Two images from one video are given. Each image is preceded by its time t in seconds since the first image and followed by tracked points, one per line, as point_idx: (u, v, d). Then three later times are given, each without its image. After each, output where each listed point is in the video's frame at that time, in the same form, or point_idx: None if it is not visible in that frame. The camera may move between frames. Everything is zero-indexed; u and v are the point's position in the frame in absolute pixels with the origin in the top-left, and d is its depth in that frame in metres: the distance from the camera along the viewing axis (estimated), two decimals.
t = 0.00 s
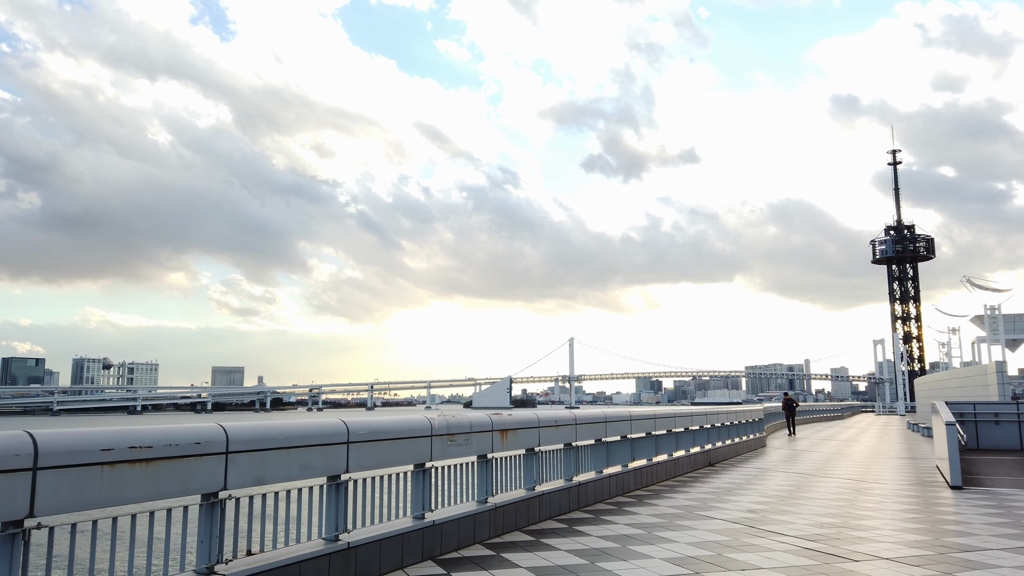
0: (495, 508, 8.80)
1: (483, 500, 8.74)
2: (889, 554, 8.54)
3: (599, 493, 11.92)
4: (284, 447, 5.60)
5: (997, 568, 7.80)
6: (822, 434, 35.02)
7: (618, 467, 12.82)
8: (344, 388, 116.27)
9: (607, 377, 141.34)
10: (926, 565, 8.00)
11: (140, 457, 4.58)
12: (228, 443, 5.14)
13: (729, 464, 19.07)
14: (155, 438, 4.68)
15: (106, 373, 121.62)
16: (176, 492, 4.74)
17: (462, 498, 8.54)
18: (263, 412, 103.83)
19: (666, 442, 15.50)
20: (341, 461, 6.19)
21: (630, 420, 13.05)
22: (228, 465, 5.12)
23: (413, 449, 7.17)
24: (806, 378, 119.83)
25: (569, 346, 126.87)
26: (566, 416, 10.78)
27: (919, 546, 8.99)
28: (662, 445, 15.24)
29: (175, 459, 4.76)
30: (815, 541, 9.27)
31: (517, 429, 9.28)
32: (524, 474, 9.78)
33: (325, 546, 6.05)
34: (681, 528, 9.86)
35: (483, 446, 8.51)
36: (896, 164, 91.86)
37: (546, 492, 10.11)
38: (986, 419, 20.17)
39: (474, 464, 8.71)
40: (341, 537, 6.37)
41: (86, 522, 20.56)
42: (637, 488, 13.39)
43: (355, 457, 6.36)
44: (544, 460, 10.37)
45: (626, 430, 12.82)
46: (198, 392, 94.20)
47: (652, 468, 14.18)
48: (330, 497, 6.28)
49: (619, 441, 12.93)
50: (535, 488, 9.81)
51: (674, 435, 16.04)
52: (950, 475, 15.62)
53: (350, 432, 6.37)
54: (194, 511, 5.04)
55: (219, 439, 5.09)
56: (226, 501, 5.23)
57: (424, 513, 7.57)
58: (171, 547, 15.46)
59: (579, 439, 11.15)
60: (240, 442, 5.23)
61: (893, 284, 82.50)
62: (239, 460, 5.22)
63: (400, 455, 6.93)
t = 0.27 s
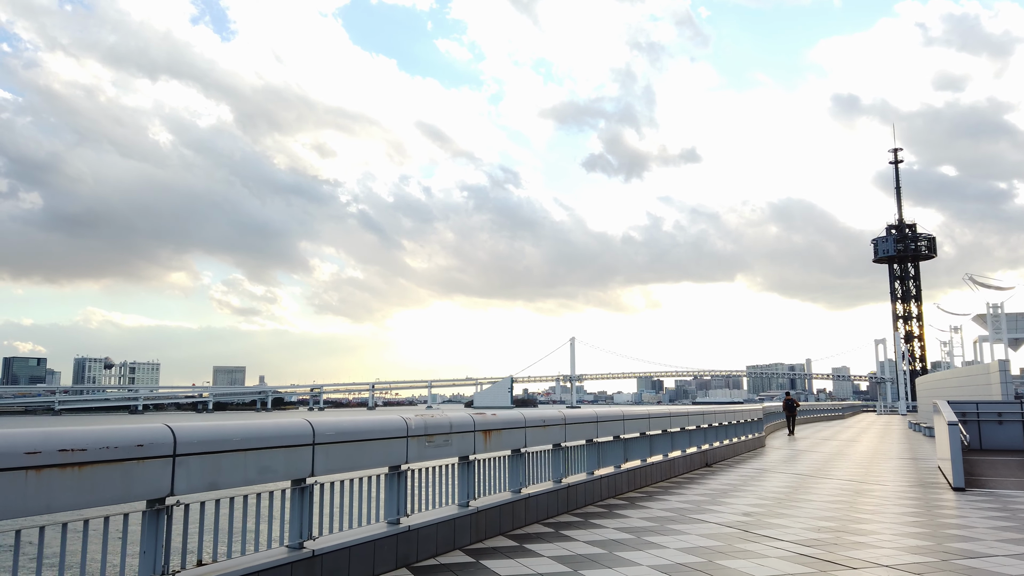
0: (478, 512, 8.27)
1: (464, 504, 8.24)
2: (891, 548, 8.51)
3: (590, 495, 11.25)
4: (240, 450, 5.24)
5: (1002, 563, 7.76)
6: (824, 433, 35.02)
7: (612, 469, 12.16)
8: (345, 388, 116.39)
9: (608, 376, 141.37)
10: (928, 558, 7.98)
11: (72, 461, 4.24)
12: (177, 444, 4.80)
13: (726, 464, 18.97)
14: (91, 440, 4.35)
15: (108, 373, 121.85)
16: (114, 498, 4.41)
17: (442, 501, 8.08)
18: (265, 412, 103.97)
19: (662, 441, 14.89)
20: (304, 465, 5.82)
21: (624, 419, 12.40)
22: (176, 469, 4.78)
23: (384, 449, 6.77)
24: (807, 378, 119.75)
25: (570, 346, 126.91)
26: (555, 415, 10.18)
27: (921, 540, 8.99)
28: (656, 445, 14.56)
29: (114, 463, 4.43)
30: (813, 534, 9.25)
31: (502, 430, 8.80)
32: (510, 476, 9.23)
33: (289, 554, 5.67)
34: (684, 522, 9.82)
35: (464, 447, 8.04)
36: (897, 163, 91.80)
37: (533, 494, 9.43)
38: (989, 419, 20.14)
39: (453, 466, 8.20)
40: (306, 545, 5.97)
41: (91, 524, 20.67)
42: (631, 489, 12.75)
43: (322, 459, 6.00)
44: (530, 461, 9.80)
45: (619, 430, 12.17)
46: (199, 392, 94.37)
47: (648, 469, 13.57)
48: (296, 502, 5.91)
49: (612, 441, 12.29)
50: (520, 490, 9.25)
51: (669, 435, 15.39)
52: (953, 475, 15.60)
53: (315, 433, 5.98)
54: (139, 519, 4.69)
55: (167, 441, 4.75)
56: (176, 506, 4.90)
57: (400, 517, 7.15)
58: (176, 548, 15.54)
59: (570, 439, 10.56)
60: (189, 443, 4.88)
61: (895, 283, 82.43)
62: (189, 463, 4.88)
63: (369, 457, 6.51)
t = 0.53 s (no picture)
0: (461, 522, 7.92)
1: (448, 513, 7.90)
2: (895, 561, 8.30)
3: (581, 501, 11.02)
4: (193, 460, 4.89)
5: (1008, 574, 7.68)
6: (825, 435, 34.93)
7: (605, 474, 12.04)
8: (346, 388, 116.25)
9: (609, 377, 141.24)
10: (933, 569, 7.88)
11: None
12: (121, 455, 4.45)
13: (724, 468, 18.80)
14: (21, 453, 3.98)
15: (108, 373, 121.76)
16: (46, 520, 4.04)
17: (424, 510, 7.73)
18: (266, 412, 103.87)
19: (658, 445, 14.82)
20: (268, 474, 5.43)
21: (618, 422, 12.27)
22: (121, 482, 4.43)
23: (359, 458, 6.38)
24: (809, 379, 119.57)
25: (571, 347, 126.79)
26: (544, 419, 9.89)
27: (923, 552, 8.81)
28: (653, 449, 14.46)
29: (46, 478, 4.08)
30: (813, 546, 9.04)
31: (488, 435, 8.45)
32: (499, 482, 8.96)
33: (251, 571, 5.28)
34: (683, 531, 9.71)
35: (448, 453, 7.69)
36: (898, 162, 91.67)
37: (521, 501, 9.20)
38: (994, 422, 20.07)
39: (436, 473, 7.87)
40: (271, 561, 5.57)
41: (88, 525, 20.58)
42: (624, 494, 12.63)
43: (289, 468, 5.63)
44: (520, 466, 9.53)
45: (613, 434, 12.03)
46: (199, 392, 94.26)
47: (642, 473, 13.45)
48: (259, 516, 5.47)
49: (605, 445, 12.15)
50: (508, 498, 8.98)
51: (667, 438, 15.27)
52: (959, 480, 15.52)
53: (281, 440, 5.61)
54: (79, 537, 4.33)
55: (113, 451, 4.42)
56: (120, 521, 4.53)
57: (376, 529, 6.74)
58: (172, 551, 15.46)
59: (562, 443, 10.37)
60: (135, 455, 4.53)
61: (897, 284, 82.24)
62: (135, 475, 4.53)
63: (342, 465, 6.16)
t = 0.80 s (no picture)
0: (450, 525, 7.80)
1: (436, 515, 7.79)
2: (904, 566, 8.20)
3: (580, 502, 11.01)
4: (153, 460, 4.75)
5: None
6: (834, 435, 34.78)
7: (606, 474, 12.03)
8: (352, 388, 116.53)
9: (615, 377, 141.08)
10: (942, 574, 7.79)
11: None
12: (71, 455, 4.29)
13: (729, 468, 18.75)
14: None
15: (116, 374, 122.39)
16: None
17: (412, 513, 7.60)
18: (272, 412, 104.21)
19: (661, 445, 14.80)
20: (236, 475, 5.29)
21: (618, 421, 12.25)
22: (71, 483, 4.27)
23: (340, 457, 6.27)
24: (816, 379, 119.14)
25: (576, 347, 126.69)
26: (541, 418, 9.87)
27: (938, 556, 8.67)
28: (655, 450, 14.42)
29: None
30: (820, 550, 8.96)
31: (479, 434, 8.38)
32: (493, 483, 8.92)
33: None
34: (684, 533, 9.67)
35: (436, 452, 7.59)
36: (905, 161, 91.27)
37: (515, 502, 9.17)
38: (1006, 422, 19.95)
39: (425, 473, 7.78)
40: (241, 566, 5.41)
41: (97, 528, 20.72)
42: (625, 495, 12.62)
43: (259, 469, 5.48)
44: (514, 466, 9.48)
45: (613, 433, 12.02)
46: (205, 393, 94.61)
47: (644, 474, 13.44)
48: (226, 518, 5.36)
49: (605, 445, 12.14)
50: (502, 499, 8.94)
51: (669, 438, 15.23)
52: (971, 482, 15.42)
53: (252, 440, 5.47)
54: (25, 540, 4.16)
55: (57, 450, 4.22)
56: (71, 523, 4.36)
57: (358, 533, 6.58)
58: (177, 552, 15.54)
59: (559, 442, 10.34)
60: (83, 452, 4.36)
61: (904, 283, 81.87)
62: (87, 474, 4.37)
63: (320, 465, 6.04)
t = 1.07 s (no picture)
0: (433, 537, 7.52)
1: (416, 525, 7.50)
2: None
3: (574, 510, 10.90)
4: (92, 473, 4.30)
5: None
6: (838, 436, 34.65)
7: (602, 480, 11.94)
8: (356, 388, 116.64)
9: (620, 377, 140.92)
10: None
11: None
12: None
13: (731, 473, 18.61)
14: None
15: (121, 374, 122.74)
16: None
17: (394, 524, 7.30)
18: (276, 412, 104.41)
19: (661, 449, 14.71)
20: (191, 487, 4.84)
21: (615, 425, 12.15)
22: None
23: (312, 466, 5.88)
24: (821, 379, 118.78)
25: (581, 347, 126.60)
26: (533, 423, 9.80)
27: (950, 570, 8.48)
28: (655, 454, 14.32)
29: None
30: (827, 564, 8.79)
31: (466, 439, 8.22)
32: (483, 491, 8.82)
33: None
34: (684, 545, 9.53)
35: (418, 459, 7.37)
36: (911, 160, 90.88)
37: (504, 511, 9.10)
38: (1016, 426, 19.79)
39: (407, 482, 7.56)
40: None
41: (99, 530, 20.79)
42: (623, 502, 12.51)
43: (218, 481, 5.05)
44: (504, 473, 9.40)
45: (611, 438, 11.93)
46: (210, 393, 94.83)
47: (643, 479, 13.34)
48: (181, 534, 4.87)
49: (603, 450, 12.04)
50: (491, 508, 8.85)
51: (670, 442, 15.13)
52: (982, 489, 15.29)
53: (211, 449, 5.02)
54: None
55: None
56: None
57: (331, 548, 6.21)
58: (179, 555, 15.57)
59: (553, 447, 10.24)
60: (5, 468, 3.88)
61: (910, 284, 81.50)
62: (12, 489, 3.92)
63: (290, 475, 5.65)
